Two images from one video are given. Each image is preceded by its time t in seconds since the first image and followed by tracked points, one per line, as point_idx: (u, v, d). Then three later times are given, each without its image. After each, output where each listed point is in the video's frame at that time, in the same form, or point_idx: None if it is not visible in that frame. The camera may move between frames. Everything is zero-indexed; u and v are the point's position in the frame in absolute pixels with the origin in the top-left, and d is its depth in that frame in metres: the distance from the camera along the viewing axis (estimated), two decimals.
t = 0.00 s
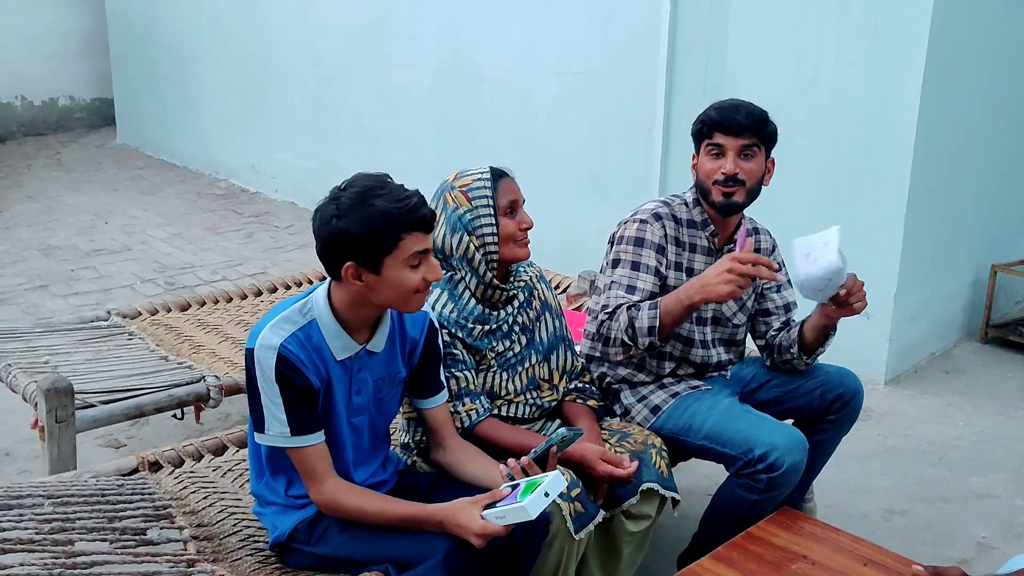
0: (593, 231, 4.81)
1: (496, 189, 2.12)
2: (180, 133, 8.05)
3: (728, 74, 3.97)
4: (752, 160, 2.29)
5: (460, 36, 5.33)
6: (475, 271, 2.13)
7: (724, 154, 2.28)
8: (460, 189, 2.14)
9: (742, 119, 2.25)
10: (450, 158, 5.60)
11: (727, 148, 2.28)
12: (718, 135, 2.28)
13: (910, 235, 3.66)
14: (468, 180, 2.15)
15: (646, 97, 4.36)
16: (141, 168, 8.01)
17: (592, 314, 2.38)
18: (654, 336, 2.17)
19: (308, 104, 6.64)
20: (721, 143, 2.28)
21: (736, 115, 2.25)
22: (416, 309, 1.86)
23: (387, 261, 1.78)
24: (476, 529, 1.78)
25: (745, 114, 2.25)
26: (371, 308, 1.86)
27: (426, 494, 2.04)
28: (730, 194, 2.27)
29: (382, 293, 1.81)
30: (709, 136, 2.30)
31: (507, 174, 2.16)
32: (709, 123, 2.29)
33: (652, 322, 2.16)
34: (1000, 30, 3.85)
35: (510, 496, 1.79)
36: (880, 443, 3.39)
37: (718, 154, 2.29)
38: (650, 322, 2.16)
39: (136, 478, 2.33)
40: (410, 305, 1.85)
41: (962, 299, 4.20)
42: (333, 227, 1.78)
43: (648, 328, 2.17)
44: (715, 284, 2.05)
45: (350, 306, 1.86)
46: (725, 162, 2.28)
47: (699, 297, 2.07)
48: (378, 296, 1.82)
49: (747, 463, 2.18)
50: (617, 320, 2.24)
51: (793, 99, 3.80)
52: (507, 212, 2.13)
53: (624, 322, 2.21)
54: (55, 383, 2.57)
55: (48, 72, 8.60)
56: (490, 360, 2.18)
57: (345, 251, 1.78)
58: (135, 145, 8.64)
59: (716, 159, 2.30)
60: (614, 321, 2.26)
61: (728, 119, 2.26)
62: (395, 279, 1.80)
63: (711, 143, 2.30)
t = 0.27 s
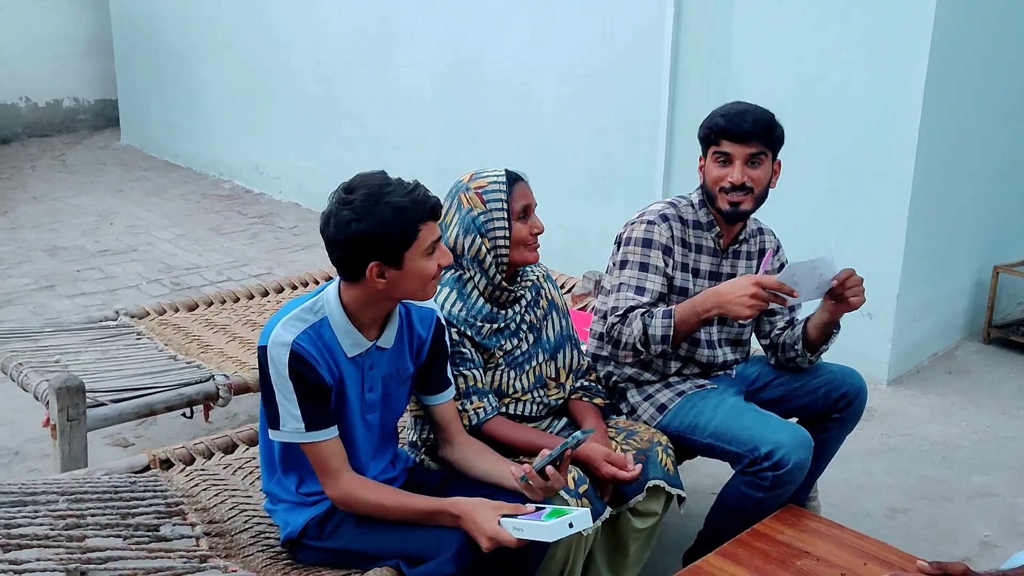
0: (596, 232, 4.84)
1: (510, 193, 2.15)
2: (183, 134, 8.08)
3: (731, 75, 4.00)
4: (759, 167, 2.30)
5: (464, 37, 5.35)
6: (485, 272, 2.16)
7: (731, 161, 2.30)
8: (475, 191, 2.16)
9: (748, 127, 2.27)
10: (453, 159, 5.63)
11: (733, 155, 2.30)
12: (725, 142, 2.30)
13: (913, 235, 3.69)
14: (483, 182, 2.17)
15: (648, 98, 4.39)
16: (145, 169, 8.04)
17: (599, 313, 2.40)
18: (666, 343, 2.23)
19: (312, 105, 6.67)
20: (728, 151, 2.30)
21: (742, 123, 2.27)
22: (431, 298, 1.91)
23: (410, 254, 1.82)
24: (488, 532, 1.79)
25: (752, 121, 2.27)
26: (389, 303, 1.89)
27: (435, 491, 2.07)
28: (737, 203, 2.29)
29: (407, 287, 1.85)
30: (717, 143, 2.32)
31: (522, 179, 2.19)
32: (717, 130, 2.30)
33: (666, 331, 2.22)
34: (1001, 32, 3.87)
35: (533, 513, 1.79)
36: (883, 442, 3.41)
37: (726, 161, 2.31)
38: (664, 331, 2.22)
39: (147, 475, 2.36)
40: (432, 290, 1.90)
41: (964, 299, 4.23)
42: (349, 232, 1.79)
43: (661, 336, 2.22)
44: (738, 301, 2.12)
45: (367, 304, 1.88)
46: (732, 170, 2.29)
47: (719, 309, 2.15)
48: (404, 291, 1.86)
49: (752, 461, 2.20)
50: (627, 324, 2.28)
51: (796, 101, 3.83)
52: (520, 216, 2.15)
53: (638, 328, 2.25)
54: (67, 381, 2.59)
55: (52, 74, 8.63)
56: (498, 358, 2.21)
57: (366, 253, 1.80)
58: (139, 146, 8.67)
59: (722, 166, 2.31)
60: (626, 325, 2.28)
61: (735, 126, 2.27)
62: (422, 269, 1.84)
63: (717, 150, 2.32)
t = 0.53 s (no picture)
0: (601, 233, 4.86)
1: (516, 191, 2.17)
2: (188, 136, 8.10)
3: (736, 77, 4.02)
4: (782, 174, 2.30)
5: (469, 38, 5.37)
6: (493, 271, 2.18)
7: (757, 170, 2.27)
8: (482, 190, 2.18)
9: (779, 137, 2.25)
10: (459, 160, 5.64)
11: (760, 164, 2.27)
12: (751, 149, 2.26)
13: (917, 236, 3.71)
14: (490, 181, 2.19)
15: (653, 101, 4.41)
16: (150, 171, 8.07)
17: (607, 313, 2.43)
18: (672, 339, 2.26)
19: (317, 107, 6.69)
20: (754, 159, 2.27)
21: (774, 134, 2.24)
22: (424, 308, 1.89)
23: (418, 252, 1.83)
24: (490, 524, 1.82)
25: (782, 131, 2.24)
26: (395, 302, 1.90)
27: (444, 488, 2.08)
28: (760, 210, 2.30)
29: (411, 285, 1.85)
30: (743, 150, 2.27)
31: (527, 177, 2.20)
32: (746, 137, 2.25)
33: (668, 326, 2.24)
34: (1005, 34, 3.89)
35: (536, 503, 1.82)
36: (888, 442, 3.43)
37: (750, 168, 2.28)
38: (666, 326, 2.24)
39: (160, 473, 2.38)
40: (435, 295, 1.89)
41: (969, 300, 4.24)
42: (356, 225, 1.82)
43: (665, 333, 2.25)
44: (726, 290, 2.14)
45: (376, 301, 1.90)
46: (758, 178, 2.27)
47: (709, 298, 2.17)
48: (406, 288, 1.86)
49: (760, 458, 2.23)
50: (635, 325, 2.30)
51: (801, 102, 3.84)
52: (527, 214, 2.17)
53: (642, 327, 2.28)
54: (79, 380, 2.61)
55: (57, 76, 8.66)
56: (507, 355, 2.23)
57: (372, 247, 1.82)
58: (144, 148, 8.69)
59: (746, 174, 2.28)
60: (632, 326, 2.31)
61: (766, 136, 2.24)
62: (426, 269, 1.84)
63: (742, 157, 2.28)
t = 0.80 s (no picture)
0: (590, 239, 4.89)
1: (493, 202, 2.20)
2: (178, 156, 8.14)
3: (716, 79, 4.06)
4: (698, 172, 2.33)
5: (453, 50, 5.42)
6: (470, 279, 2.21)
7: (671, 166, 2.37)
8: (459, 201, 2.21)
9: (677, 135, 2.32)
10: (447, 171, 5.68)
11: (672, 161, 2.36)
12: (665, 147, 2.38)
13: (899, 230, 3.75)
14: (466, 192, 2.22)
15: (636, 106, 4.45)
16: (141, 192, 8.10)
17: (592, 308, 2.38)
18: (646, 342, 2.28)
19: (305, 123, 6.73)
20: (668, 157, 2.37)
21: (673, 131, 2.33)
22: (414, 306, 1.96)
23: (397, 266, 1.88)
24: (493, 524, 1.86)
25: (684, 127, 2.31)
26: (375, 316, 1.94)
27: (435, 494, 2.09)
28: (674, 205, 2.37)
29: (392, 299, 1.90)
30: (662, 148, 2.40)
31: (504, 188, 2.24)
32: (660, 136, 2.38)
33: (644, 328, 2.27)
34: (978, 28, 3.93)
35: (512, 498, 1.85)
36: (877, 435, 3.46)
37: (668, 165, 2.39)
38: (642, 328, 2.27)
39: (152, 491, 2.41)
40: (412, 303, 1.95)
41: (954, 291, 4.28)
42: (336, 249, 1.85)
43: (641, 336, 2.28)
44: (705, 304, 2.19)
45: (358, 318, 1.93)
46: (670, 175, 2.37)
47: (685, 311, 2.22)
48: (386, 303, 1.91)
49: (747, 451, 2.26)
50: (610, 323, 2.33)
51: (779, 101, 3.89)
52: (503, 224, 2.21)
53: (618, 329, 2.31)
54: (70, 402, 2.64)
55: (45, 101, 8.70)
56: (487, 362, 2.26)
57: (355, 269, 1.85)
58: (134, 170, 8.72)
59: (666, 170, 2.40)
60: (608, 326, 2.34)
61: (670, 134, 2.33)
62: (405, 280, 1.90)
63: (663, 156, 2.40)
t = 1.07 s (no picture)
0: (592, 240, 4.89)
1: (492, 202, 2.20)
2: (180, 158, 8.14)
3: (718, 79, 4.06)
4: (739, 168, 2.33)
5: (455, 51, 5.41)
6: (472, 280, 2.21)
7: (711, 164, 2.32)
8: (458, 201, 2.21)
9: (728, 132, 2.28)
10: (449, 172, 5.68)
11: (714, 158, 2.31)
12: (705, 145, 2.31)
13: (902, 230, 3.74)
14: (465, 192, 2.22)
15: (638, 107, 4.45)
16: (142, 194, 8.11)
17: (591, 315, 2.41)
18: (655, 342, 2.28)
19: (306, 124, 6.73)
20: (709, 154, 2.31)
21: (722, 127, 2.28)
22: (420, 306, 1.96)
23: (401, 266, 1.88)
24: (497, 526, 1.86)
25: (732, 125, 2.27)
26: (379, 318, 1.94)
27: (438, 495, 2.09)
28: (716, 204, 2.34)
29: (396, 300, 1.90)
30: (697, 145, 2.32)
31: (502, 187, 2.24)
32: (698, 133, 2.30)
33: (652, 329, 2.27)
34: (981, 28, 3.93)
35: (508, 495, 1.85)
36: (881, 435, 3.45)
37: (705, 163, 2.32)
38: (651, 329, 2.27)
39: (155, 492, 2.41)
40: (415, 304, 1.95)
41: (957, 291, 4.27)
42: (341, 249, 1.84)
43: (650, 335, 2.28)
44: (711, 297, 2.18)
45: (363, 319, 1.93)
46: (712, 173, 2.32)
47: (694, 305, 2.21)
48: (389, 304, 1.90)
49: (749, 454, 2.25)
50: (620, 326, 2.33)
51: (782, 101, 3.88)
52: (503, 222, 2.20)
53: (627, 330, 2.31)
54: (73, 403, 2.63)
55: (47, 102, 8.70)
56: (491, 363, 2.25)
57: (359, 269, 1.85)
58: (136, 171, 8.72)
59: (702, 169, 2.33)
60: (616, 328, 2.34)
61: (716, 131, 2.28)
62: (409, 281, 1.89)
63: (698, 153, 2.32)
